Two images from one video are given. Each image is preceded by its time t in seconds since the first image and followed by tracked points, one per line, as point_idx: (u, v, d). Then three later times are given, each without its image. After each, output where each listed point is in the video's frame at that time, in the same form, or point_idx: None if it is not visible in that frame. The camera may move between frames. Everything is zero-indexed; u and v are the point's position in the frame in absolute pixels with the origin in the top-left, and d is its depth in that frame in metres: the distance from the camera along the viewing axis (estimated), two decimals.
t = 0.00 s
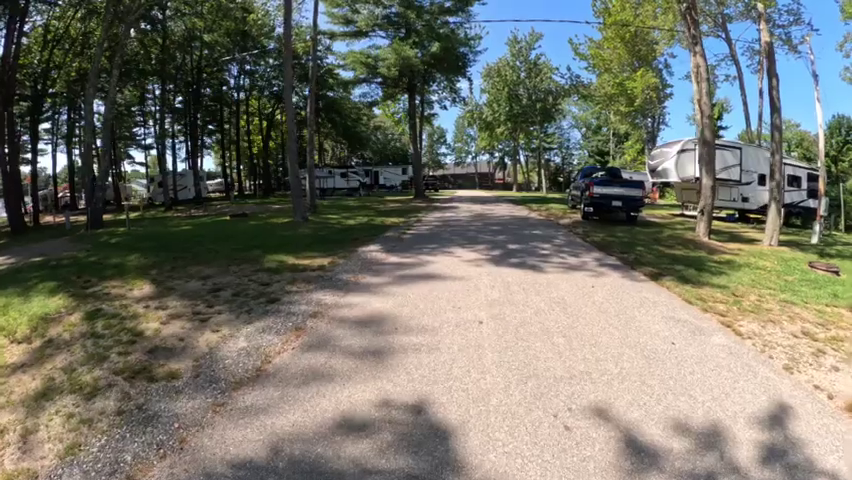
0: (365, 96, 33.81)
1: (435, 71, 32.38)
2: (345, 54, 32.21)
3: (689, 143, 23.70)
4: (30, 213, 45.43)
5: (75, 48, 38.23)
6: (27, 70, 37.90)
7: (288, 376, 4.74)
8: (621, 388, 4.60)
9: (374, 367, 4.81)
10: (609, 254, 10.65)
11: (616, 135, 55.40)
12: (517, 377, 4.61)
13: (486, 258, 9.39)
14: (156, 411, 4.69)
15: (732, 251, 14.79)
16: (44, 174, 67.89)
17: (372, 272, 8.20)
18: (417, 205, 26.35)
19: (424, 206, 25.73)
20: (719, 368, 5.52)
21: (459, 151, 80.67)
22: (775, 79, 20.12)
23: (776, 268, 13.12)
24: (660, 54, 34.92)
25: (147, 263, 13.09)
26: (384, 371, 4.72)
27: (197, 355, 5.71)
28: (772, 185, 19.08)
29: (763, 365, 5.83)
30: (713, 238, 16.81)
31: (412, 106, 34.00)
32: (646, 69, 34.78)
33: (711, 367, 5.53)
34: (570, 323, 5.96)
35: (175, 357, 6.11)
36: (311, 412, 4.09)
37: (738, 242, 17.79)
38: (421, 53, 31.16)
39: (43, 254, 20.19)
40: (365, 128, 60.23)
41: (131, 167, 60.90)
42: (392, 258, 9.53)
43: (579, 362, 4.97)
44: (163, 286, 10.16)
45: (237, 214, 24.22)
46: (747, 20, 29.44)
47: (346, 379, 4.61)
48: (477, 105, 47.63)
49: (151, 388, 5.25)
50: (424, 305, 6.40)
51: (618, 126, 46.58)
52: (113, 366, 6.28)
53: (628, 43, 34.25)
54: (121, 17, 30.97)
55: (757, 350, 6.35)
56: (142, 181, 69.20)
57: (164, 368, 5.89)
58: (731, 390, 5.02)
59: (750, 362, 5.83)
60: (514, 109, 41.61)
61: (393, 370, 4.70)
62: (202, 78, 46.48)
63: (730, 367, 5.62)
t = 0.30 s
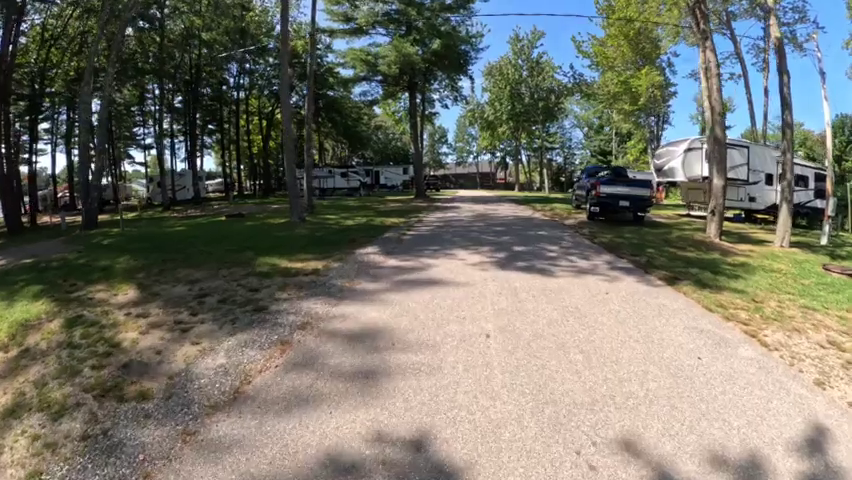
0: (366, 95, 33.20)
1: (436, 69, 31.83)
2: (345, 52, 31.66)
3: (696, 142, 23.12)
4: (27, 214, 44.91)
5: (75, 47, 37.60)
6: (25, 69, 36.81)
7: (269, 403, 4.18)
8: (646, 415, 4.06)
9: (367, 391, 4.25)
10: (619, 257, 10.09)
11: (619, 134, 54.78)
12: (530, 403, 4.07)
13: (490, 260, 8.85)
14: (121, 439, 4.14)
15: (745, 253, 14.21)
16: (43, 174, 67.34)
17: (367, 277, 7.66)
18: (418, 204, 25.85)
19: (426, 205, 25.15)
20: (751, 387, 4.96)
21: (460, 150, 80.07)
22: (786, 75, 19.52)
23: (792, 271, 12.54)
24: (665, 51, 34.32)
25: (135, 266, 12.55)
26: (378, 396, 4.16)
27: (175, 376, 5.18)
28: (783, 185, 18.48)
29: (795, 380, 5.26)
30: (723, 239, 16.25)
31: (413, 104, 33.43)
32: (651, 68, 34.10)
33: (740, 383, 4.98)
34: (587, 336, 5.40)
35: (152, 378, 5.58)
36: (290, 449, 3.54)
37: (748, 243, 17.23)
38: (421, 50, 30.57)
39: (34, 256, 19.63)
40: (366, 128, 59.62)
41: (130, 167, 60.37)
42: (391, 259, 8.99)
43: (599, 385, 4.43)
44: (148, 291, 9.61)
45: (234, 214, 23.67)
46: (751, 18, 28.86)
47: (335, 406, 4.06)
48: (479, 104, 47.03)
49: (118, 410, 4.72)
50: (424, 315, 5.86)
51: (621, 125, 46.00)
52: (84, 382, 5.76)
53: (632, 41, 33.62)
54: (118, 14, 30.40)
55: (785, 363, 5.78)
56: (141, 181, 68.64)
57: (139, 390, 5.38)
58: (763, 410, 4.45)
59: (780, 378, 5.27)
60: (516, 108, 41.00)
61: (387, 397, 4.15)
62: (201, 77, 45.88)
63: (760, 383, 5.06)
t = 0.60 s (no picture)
0: (367, 93, 32.65)
1: (437, 67, 31.28)
2: (345, 50, 31.14)
3: (704, 141, 22.58)
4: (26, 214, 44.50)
5: (73, 45, 37.06)
6: (22, 68, 36.17)
7: (250, 445, 3.70)
8: (679, 454, 3.56)
9: (361, 428, 3.76)
10: (630, 262, 9.56)
11: (623, 133, 54.18)
12: (549, 443, 3.56)
13: (495, 266, 8.33)
14: None
15: (759, 258, 13.68)
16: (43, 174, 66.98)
17: (364, 286, 7.14)
18: (419, 205, 25.33)
19: (428, 206, 24.63)
20: (787, 414, 4.44)
21: (462, 150, 79.50)
22: (799, 73, 18.93)
23: (810, 277, 11.98)
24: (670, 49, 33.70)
25: (125, 271, 12.08)
26: (374, 436, 3.68)
27: (153, 405, 4.68)
28: (795, 186, 17.90)
29: (835, 406, 4.74)
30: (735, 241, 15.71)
31: (414, 103, 32.88)
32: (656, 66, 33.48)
33: (776, 410, 4.47)
34: (608, 357, 4.90)
35: (129, 404, 5.09)
36: None
37: (760, 246, 16.68)
38: (423, 48, 30.04)
39: (26, 258, 19.19)
40: (367, 128, 59.05)
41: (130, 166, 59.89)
42: (390, 265, 8.47)
43: (625, 418, 3.93)
44: (134, 300, 9.13)
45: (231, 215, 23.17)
46: (758, 16, 28.24)
47: (324, 449, 3.56)
48: (481, 103, 46.45)
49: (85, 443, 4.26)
50: (425, 332, 5.35)
51: (624, 125, 45.42)
52: (54, 406, 5.32)
53: (637, 38, 32.95)
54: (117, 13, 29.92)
55: (819, 383, 5.26)
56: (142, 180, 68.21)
57: (113, 420, 4.88)
58: (807, 444, 3.94)
59: (818, 403, 4.75)
60: (519, 107, 40.39)
61: (383, 436, 3.66)
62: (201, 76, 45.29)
63: (797, 409, 4.55)
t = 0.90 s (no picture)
0: (366, 91, 32.10)
1: (438, 65, 30.74)
2: (345, 48, 30.62)
3: (711, 140, 22.04)
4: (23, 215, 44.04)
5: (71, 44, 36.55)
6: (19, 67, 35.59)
7: None
8: None
9: (343, 468, 3.28)
10: (639, 266, 9.04)
11: (625, 133, 53.59)
12: None
13: (497, 270, 7.82)
14: None
15: (771, 261, 13.13)
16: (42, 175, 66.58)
17: (355, 294, 6.63)
18: (419, 205, 24.84)
19: (428, 206, 24.10)
20: (823, 440, 3.92)
21: (463, 150, 78.98)
22: (809, 70, 18.39)
23: (826, 280, 11.44)
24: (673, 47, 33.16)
25: (112, 274, 11.60)
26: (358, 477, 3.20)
27: (117, 431, 4.20)
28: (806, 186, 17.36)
29: None
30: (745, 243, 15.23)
31: (415, 102, 32.33)
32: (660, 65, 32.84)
33: (812, 437, 3.96)
34: (625, 381, 4.41)
35: (93, 426, 4.61)
36: None
37: (771, 248, 16.14)
38: (424, 45, 29.53)
39: (17, 260, 18.71)
40: (368, 127, 58.50)
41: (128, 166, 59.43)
42: (385, 269, 7.95)
43: (649, 455, 3.43)
44: (115, 306, 8.65)
45: (226, 215, 22.65)
46: (764, 13, 27.70)
47: None
48: (482, 102, 45.91)
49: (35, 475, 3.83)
50: (420, 349, 4.85)
51: (626, 124, 44.87)
52: (16, 427, 4.95)
53: (640, 34, 32.33)
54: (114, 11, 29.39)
55: None
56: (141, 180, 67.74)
57: (76, 444, 4.39)
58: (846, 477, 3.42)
59: None
60: (521, 106, 39.84)
61: None
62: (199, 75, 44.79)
63: (833, 435, 4.04)
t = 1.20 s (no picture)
0: (366, 89, 31.52)
1: (440, 63, 30.14)
2: (344, 45, 30.02)
3: (719, 139, 21.49)
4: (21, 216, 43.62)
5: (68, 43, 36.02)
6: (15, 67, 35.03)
7: None
8: None
9: None
10: (653, 273, 8.49)
11: (627, 132, 52.96)
12: None
13: (502, 278, 7.31)
14: None
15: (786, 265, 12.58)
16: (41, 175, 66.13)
17: (346, 306, 6.11)
18: (420, 205, 24.30)
19: (429, 206, 23.53)
20: None
21: (464, 148, 78.38)
22: (822, 67, 17.80)
23: (846, 286, 10.87)
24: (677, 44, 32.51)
25: (98, 280, 11.11)
26: None
27: (75, 470, 3.74)
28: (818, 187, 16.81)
29: None
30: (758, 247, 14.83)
31: (416, 101, 31.71)
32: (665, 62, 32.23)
33: None
34: (651, 415, 3.91)
35: (56, 460, 4.38)
36: None
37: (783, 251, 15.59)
38: (424, 42, 28.97)
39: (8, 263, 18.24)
40: (368, 126, 57.90)
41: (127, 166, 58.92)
42: (381, 277, 7.44)
43: None
44: (96, 316, 8.16)
45: (222, 215, 22.12)
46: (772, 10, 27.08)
47: None
48: (484, 100, 45.29)
49: None
50: (417, 376, 4.34)
51: (629, 123, 44.27)
52: None
53: (645, 31, 31.66)
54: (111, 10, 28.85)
55: None
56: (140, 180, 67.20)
57: None
58: None
59: None
60: (523, 104, 39.17)
61: None
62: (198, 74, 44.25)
63: None
